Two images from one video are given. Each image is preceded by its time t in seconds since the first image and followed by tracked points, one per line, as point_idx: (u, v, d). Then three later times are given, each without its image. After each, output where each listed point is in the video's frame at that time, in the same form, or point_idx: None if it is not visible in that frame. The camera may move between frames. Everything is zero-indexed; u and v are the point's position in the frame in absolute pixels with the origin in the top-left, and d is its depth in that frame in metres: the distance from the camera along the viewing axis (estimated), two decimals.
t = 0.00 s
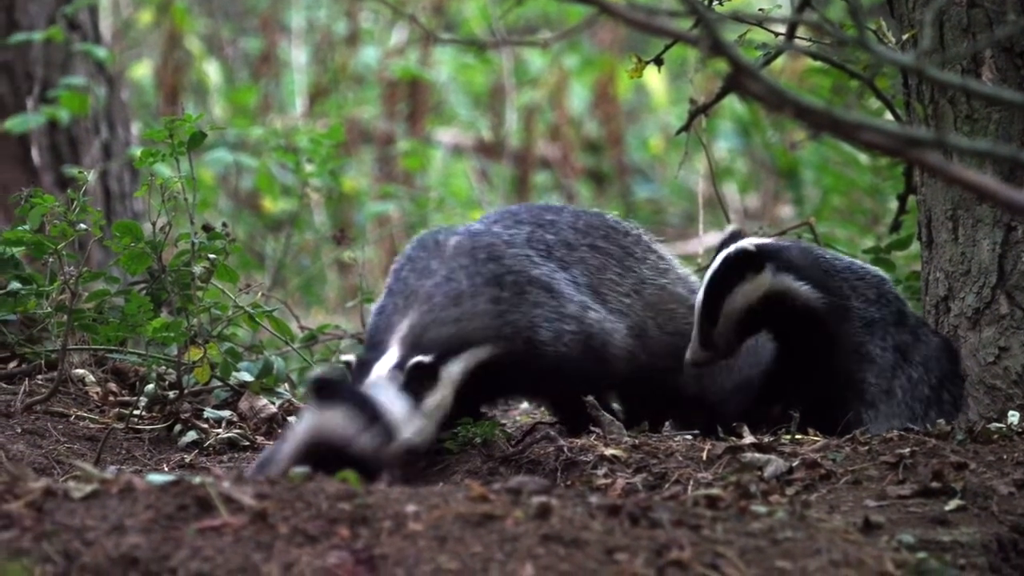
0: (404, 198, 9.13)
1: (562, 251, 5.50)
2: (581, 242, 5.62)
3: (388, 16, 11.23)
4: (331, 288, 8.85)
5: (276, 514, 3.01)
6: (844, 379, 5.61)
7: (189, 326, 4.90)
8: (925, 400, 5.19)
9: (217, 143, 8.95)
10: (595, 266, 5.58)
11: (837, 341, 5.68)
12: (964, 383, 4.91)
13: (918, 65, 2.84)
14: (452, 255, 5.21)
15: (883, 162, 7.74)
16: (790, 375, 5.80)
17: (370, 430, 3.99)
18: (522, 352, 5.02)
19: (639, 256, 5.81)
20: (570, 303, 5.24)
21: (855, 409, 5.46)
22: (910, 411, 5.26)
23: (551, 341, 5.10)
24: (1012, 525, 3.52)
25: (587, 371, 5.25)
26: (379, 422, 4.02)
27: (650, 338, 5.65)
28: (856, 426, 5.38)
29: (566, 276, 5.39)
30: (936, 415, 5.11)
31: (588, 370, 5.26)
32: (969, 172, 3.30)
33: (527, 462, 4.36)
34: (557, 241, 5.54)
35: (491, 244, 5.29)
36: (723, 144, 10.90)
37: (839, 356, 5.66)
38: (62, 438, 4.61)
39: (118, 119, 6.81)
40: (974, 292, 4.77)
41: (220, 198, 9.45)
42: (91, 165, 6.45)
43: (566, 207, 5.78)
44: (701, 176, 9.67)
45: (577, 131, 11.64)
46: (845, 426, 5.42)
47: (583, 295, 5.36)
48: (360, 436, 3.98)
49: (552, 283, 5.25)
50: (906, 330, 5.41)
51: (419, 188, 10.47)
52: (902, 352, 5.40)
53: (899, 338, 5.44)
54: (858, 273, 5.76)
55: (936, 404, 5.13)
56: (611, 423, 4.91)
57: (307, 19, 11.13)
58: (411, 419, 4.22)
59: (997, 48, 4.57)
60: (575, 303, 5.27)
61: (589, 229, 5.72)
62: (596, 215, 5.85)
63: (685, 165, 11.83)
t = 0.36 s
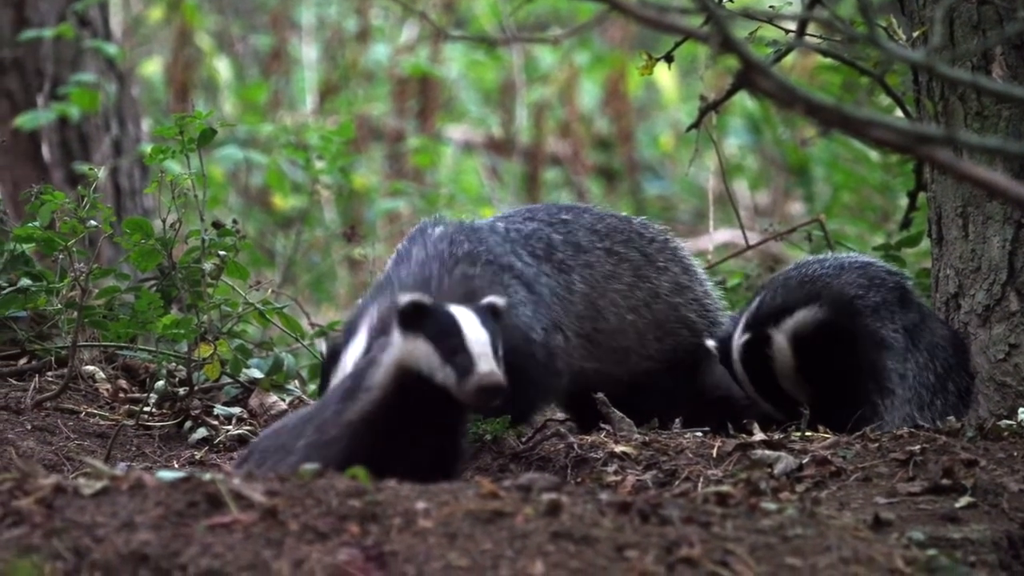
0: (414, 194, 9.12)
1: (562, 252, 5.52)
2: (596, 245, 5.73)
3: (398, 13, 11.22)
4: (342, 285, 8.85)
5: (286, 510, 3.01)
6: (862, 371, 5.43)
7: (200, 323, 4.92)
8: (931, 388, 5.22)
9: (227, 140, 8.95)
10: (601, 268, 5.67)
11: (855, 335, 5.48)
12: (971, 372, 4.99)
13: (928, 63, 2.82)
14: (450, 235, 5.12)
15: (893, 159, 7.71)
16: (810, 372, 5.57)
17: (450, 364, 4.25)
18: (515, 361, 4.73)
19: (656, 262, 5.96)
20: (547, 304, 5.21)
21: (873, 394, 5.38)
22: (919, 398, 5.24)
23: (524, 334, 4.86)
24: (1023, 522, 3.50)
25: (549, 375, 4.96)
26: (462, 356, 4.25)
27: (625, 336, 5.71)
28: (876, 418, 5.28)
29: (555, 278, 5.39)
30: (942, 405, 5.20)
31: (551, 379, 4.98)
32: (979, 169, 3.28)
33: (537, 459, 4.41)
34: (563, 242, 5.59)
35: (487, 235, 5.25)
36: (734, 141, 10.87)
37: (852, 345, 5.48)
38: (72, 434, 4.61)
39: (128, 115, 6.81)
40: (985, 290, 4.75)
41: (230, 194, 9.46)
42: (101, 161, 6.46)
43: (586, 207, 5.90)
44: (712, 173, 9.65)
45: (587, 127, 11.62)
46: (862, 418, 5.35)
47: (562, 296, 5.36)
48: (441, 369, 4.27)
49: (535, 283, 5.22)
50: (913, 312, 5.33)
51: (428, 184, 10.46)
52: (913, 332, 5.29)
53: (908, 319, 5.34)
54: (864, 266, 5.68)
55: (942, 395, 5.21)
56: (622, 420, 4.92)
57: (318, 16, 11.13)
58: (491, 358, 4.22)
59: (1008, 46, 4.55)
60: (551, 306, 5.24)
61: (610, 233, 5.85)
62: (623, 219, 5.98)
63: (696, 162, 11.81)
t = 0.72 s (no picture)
0: (423, 191, 9.12)
1: (562, 253, 5.57)
2: (600, 242, 5.74)
3: (407, 11, 11.23)
4: (351, 282, 8.85)
5: (295, 508, 3.00)
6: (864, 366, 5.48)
7: (209, 320, 4.94)
8: (943, 390, 5.22)
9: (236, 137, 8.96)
10: (605, 265, 5.68)
11: (859, 335, 5.50)
12: (981, 375, 4.97)
13: (938, 60, 2.81)
14: (443, 246, 5.30)
15: (902, 156, 7.69)
16: (810, 371, 5.60)
17: (437, 334, 4.21)
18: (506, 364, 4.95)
19: (661, 256, 5.91)
20: (542, 308, 5.27)
21: (880, 391, 5.41)
22: (931, 400, 5.24)
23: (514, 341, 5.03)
24: None
25: (542, 377, 5.06)
26: (447, 329, 4.19)
27: (633, 331, 5.69)
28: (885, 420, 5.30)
29: (552, 282, 5.44)
30: (954, 405, 5.17)
31: (549, 382, 5.10)
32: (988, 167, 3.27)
33: (546, 456, 4.41)
34: (565, 243, 5.63)
35: (481, 245, 5.37)
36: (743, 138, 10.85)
37: (858, 344, 5.50)
38: (81, 431, 4.62)
39: (137, 113, 6.83)
40: (994, 287, 4.74)
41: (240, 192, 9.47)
42: (110, 159, 6.48)
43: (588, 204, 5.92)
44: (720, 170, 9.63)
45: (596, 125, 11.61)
46: (868, 415, 5.40)
47: (559, 299, 5.40)
48: (430, 338, 4.25)
49: (528, 290, 5.28)
50: (926, 312, 5.30)
51: (437, 181, 10.47)
52: (924, 334, 5.28)
53: (920, 321, 5.31)
54: (881, 265, 5.62)
55: (954, 396, 5.19)
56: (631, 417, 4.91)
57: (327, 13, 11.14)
58: (472, 332, 4.14)
59: (1017, 43, 4.53)
60: (547, 309, 5.29)
61: (614, 229, 5.85)
62: (628, 216, 5.96)
63: (705, 160, 11.80)
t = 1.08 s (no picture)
0: (431, 188, 9.10)
1: (560, 248, 5.54)
2: (600, 238, 5.70)
3: (415, 8, 11.23)
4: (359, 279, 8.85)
5: (303, 505, 3.00)
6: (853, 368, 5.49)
7: (217, 317, 4.95)
8: (938, 399, 5.26)
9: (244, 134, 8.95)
10: (606, 260, 5.64)
11: (838, 330, 5.52)
12: (989, 382, 5.04)
13: (946, 57, 2.80)
14: (438, 247, 5.33)
15: (910, 154, 7.67)
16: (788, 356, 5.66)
17: (439, 332, 4.12)
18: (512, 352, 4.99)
19: (664, 253, 5.86)
20: (539, 301, 5.23)
21: (868, 394, 5.43)
22: (924, 406, 5.27)
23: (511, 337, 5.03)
24: None
25: (545, 371, 5.10)
26: (449, 326, 4.10)
27: (639, 325, 5.63)
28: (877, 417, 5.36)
29: (551, 275, 5.40)
30: (953, 412, 5.21)
31: (550, 375, 5.14)
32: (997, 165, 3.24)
33: (554, 453, 4.40)
34: (564, 238, 5.60)
35: (475, 244, 5.36)
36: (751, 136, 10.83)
37: (841, 343, 5.51)
38: (89, 428, 4.63)
39: (145, 109, 6.83)
40: (1002, 284, 4.74)
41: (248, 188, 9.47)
42: (118, 155, 6.48)
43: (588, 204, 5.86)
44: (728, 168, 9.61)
45: (605, 122, 11.59)
46: (867, 418, 5.41)
47: (558, 292, 5.36)
48: (431, 336, 4.16)
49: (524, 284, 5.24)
50: (919, 316, 5.36)
51: (445, 179, 10.46)
52: (913, 338, 5.35)
53: (909, 324, 5.37)
54: (865, 263, 5.58)
55: (953, 403, 5.23)
56: (638, 414, 4.89)
57: (334, 10, 11.13)
58: (474, 329, 4.05)
59: None
60: (544, 302, 5.25)
61: (615, 226, 5.81)
62: (629, 214, 5.92)
63: (712, 157, 11.78)
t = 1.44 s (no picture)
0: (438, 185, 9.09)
1: (574, 253, 5.53)
2: (616, 244, 5.69)
3: (421, 5, 11.23)
4: (366, 277, 8.85)
5: (309, 502, 3.00)
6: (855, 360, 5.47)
7: (223, 315, 4.94)
8: (940, 396, 5.34)
9: (250, 132, 8.96)
10: (620, 267, 5.63)
11: (836, 321, 5.46)
12: (995, 381, 5.12)
13: (952, 55, 2.79)
14: (449, 245, 5.25)
15: (917, 151, 7.65)
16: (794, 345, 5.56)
17: (431, 315, 4.13)
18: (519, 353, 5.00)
19: (679, 258, 5.85)
20: (548, 305, 5.25)
21: (868, 386, 5.45)
22: (926, 403, 5.35)
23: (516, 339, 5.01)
24: None
25: (551, 369, 5.10)
26: (440, 308, 4.10)
27: (651, 333, 5.66)
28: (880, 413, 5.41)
29: (562, 280, 5.41)
30: (958, 409, 5.28)
31: (555, 372, 5.13)
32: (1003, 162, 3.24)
33: (560, 451, 4.40)
34: (578, 242, 5.60)
35: (486, 244, 5.31)
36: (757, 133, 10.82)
37: (841, 334, 5.47)
38: (95, 425, 4.63)
39: (151, 107, 6.83)
40: (1008, 282, 4.73)
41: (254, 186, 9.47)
42: (124, 153, 6.49)
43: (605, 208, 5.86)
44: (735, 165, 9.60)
45: (611, 120, 11.57)
46: (873, 415, 5.44)
47: (568, 296, 5.38)
48: (425, 319, 4.16)
49: (533, 286, 5.25)
50: (918, 312, 5.43)
51: (452, 176, 10.46)
52: (913, 335, 5.42)
53: (907, 320, 5.45)
54: (869, 259, 5.59)
55: (956, 402, 5.31)
56: (645, 412, 4.89)
57: (340, 7, 11.12)
58: (464, 311, 4.04)
59: None
60: (552, 305, 5.26)
61: (631, 231, 5.80)
62: (645, 218, 5.90)
63: (719, 154, 11.77)
